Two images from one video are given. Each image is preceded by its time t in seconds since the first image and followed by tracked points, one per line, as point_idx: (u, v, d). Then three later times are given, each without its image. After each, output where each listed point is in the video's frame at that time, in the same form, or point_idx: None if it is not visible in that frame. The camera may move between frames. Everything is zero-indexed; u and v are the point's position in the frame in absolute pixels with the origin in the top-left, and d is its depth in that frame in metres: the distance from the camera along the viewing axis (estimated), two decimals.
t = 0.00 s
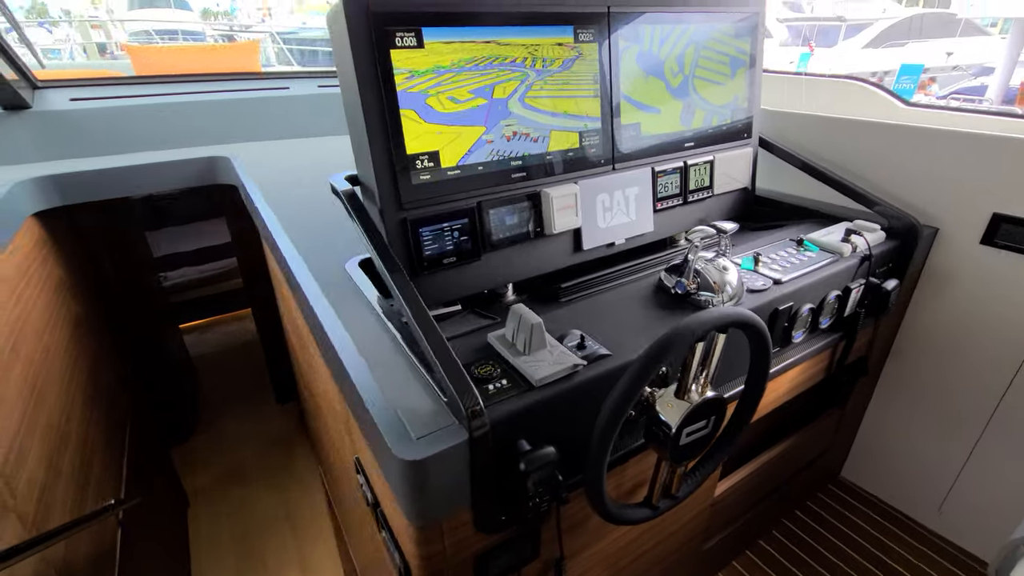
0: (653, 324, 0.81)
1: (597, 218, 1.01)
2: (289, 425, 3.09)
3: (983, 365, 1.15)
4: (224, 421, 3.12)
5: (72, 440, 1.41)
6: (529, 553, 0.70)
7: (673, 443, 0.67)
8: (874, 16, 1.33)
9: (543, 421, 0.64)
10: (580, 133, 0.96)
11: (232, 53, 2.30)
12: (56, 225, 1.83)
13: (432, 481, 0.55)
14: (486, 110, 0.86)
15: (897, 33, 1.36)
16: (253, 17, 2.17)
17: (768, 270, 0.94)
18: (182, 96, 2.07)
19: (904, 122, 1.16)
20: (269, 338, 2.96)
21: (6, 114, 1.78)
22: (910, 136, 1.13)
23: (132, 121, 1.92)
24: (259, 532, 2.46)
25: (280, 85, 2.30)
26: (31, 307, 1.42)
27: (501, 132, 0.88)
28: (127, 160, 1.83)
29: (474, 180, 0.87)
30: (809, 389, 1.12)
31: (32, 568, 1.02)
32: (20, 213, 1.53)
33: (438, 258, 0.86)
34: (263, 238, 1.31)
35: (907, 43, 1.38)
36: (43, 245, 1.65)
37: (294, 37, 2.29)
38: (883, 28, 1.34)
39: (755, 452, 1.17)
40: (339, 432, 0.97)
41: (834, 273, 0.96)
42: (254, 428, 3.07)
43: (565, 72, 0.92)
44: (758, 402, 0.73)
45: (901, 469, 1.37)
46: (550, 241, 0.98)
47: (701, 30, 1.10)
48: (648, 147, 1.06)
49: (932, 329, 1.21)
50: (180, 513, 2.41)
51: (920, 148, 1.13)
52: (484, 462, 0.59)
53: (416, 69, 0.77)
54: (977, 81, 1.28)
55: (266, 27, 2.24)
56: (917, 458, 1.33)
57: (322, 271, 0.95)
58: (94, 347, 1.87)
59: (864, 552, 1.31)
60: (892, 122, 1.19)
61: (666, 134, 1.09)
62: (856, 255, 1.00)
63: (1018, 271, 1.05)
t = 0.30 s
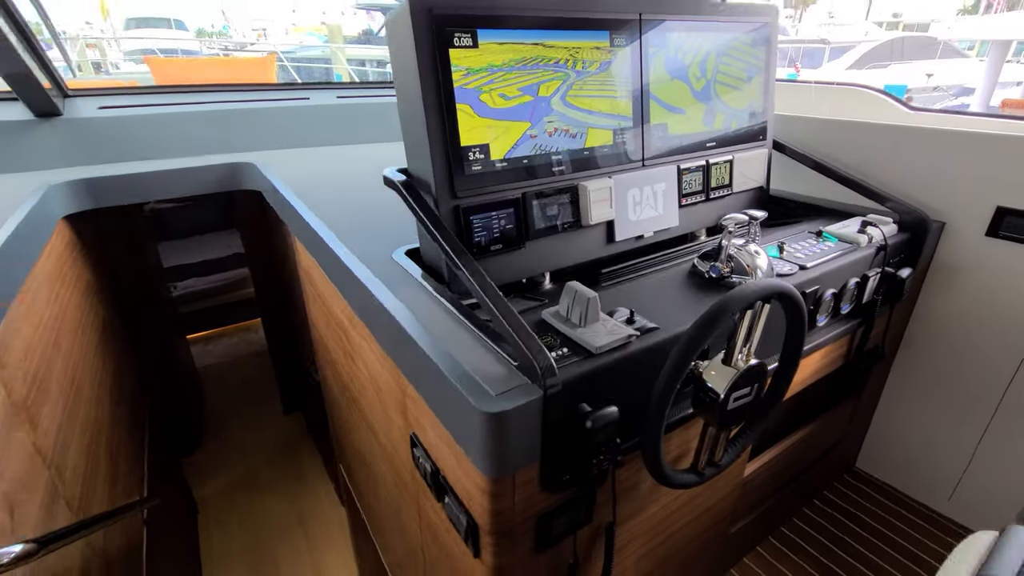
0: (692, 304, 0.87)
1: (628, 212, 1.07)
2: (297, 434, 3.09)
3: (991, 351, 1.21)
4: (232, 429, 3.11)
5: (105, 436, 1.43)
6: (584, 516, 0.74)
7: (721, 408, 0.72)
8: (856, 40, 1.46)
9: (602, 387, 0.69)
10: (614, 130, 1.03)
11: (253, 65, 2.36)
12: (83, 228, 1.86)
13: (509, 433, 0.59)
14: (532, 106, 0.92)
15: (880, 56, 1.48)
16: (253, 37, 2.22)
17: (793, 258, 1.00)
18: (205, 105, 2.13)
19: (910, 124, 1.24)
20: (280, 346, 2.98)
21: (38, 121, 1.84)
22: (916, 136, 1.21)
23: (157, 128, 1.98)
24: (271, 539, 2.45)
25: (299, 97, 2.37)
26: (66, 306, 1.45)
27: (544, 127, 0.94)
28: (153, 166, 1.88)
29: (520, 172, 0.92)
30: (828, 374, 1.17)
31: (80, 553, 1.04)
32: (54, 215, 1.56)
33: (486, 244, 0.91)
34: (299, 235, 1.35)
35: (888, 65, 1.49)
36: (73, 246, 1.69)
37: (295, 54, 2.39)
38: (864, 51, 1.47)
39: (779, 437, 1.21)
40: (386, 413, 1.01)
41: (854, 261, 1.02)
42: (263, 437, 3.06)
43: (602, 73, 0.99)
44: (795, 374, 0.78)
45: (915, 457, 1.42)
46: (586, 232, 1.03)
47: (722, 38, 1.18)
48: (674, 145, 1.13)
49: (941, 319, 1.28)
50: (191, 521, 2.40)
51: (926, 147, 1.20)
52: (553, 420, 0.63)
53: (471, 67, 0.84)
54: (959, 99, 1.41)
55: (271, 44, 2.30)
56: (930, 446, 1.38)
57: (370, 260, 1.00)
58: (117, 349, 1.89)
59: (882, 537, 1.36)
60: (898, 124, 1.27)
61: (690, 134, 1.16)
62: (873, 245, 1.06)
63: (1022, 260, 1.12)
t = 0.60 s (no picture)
0: (702, 285, 0.93)
1: (638, 205, 1.14)
2: (300, 442, 3.09)
3: (980, 338, 1.28)
4: (234, 437, 3.11)
5: (125, 430, 1.46)
6: (608, 480, 0.78)
7: (734, 375, 0.77)
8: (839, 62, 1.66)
9: (625, 354, 0.74)
10: (625, 128, 1.10)
11: (265, 77, 2.43)
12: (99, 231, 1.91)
13: (544, 391, 0.64)
14: (551, 104, 0.99)
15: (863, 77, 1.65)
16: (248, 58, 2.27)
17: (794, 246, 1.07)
18: (218, 114, 2.19)
19: (898, 126, 1.32)
20: (285, 352, 3.00)
21: (60, 128, 1.91)
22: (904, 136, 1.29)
23: (173, 136, 2.04)
24: (276, 546, 2.45)
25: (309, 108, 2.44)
26: (89, 302, 1.50)
27: (562, 124, 1.01)
28: (170, 171, 1.93)
29: (540, 165, 0.99)
30: (828, 360, 1.23)
31: (110, 534, 1.07)
32: (77, 216, 1.61)
33: (509, 232, 0.97)
34: (319, 232, 1.41)
35: (871, 86, 1.65)
36: (91, 247, 1.73)
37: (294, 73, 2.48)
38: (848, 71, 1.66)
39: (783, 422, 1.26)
40: (410, 396, 1.05)
41: (850, 250, 1.10)
42: (266, 445, 3.06)
43: (614, 75, 1.06)
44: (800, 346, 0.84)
45: (913, 445, 1.47)
46: (599, 223, 1.10)
47: (723, 46, 1.27)
48: (680, 144, 1.20)
49: (933, 309, 1.34)
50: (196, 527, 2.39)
51: (913, 147, 1.29)
52: (582, 382, 0.68)
53: (497, 66, 0.91)
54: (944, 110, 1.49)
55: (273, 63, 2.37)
56: (927, 433, 1.43)
57: (396, 248, 1.05)
58: (131, 350, 1.92)
59: (884, 522, 1.40)
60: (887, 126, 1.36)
61: (695, 134, 1.23)
62: (867, 235, 1.14)
63: (1006, 250, 1.19)
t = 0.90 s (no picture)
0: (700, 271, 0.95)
1: (636, 198, 1.17)
2: (297, 449, 3.07)
3: (970, 329, 1.32)
4: (230, 445, 3.08)
5: (124, 428, 1.45)
6: (611, 459, 0.80)
7: (733, 353, 0.79)
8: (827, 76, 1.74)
9: (627, 332, 0.75)
10: (622, 123, 1.13)
11: (266, 83, 2.46)
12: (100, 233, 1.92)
13: (550, 363, 0.66)
14: (552, 98, 1.02)
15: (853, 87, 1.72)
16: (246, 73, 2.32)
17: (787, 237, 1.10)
18: (220, 119, 2.22)
19: (886, 124, 1.37)
20: (283, 359, 3.00)
21: (63, 131, 1.92)
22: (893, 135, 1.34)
23: (175, 140, 2.06)
24: (273, 553, 2.42)
25: (310, 114, 2.48)
26: (91, 301, 1.50)
27: (562, 117, 1.04)
28: (171, 174, 1.95)
29: (540, 156, 1.01)
30: (823, 351, 1.26)
31: (111, 526, 1.07)
32: (80, 216, 1.62)
33: (511, 221, 0.99)
34: (321, 229, 1.43)
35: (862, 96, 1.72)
36: (93, 248, 1.74)
37: (292, 87, 2.53)
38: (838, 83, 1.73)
39: (780, 413, 1.28)
40: (412, 386, 1.06)
41: (843, 240, 1.13)
42: (262, 453, 3.03)
43: (612, 71, 1.10)
44: (796, 327, 0.86)
45: (907, 438, 1.49)
46: (598, 215, 1.12)
47: (716, 47, 1.31)
48: (676, 140, 1.24)
49: (923, 303, 1.38)
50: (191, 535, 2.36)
51: (902, 145, 1.33)
52: (587, 357, 0.70)
53: (501, 59, 0.94)
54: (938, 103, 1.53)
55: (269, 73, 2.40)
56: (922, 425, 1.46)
57: (400, 240, 1.07)
58: (129, 352, 1.92)
59: (881, 514, 1.42)
60: (876, 125, 1.40)
61: (690, 131, 1.27)
62: (858, 227, 1.17)
63: (991, 242, 1.24)
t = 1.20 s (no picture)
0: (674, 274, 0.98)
1: (616, 204, 1.20)
2: (288, 459, 3.06)
3: (945, 332, 1.35)
4: (221, 455, 3.07)
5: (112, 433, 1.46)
6: (585, 456, 0.82)
7: (702, 352, 0.81)
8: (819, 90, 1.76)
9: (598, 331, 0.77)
10: (601, 132, 1.17)
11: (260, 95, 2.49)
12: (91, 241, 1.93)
13: (520, 360, 0.68)
14: (531, 107, 1.05)
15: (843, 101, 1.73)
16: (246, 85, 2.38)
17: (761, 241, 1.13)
18: (214, 130, 2.26)
19: (859, 134, 1.41)
20: (274, 367, 3.00)
21: (57, 140, 1.95)
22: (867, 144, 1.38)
23: (168, 150, 2.08)
24: (263, 563, 2.40)
25: (303, 125, 2.52)
26: (81, 307, 1.52)
27: (541, 126, 1.07)
28: (164, 183, 1.97)
29: (520, 163, 1.04)
30: (800, 354, 1.29)
31: (94, 528, 1.08)
32: (72, 224, 1.64)
33: (491, 226, 1.01)
34: (310, 236, 1.45)
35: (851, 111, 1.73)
36: (84, 256, 1.76)
37: (289, 100, 2.55)
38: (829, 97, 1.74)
39: (760, 416, 1.30)
40: (394, 388, 1.08)
41: (815, 245, 1.16)
42: (253, 463, 3.02)
43: (590, 82, 1.13)
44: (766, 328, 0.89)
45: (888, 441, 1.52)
46: (578, 221, 1.15)
47: (693, 60, 1.35)
48: (655, 149, 1.28)
49: (898, 307, 1.41)
50: (179, 545, 2.35)
51: (875, 153, 1.37)
52: (558, 355, 0.72)
53: (480, 70, 0.97)
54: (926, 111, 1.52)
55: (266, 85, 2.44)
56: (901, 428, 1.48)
57: (384, 245, 1.10)
58: (119, 359, 1.92)
59: (863, 516, 1.44)
60: (851, 135, 1.44)
61: (668, 140, 1.31)
62: (831, 232, 1.20)
63: (961, 247, 1.28)
